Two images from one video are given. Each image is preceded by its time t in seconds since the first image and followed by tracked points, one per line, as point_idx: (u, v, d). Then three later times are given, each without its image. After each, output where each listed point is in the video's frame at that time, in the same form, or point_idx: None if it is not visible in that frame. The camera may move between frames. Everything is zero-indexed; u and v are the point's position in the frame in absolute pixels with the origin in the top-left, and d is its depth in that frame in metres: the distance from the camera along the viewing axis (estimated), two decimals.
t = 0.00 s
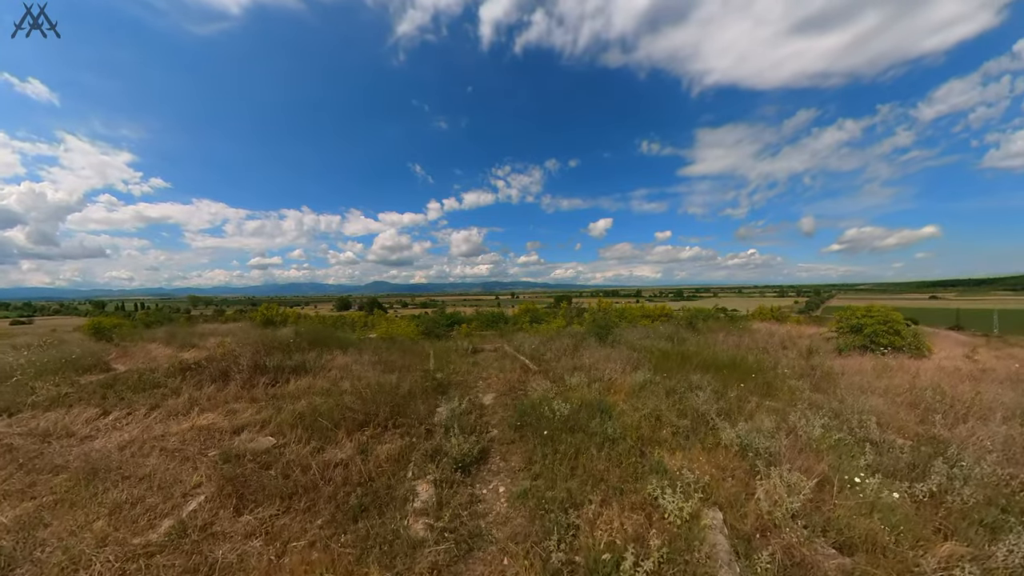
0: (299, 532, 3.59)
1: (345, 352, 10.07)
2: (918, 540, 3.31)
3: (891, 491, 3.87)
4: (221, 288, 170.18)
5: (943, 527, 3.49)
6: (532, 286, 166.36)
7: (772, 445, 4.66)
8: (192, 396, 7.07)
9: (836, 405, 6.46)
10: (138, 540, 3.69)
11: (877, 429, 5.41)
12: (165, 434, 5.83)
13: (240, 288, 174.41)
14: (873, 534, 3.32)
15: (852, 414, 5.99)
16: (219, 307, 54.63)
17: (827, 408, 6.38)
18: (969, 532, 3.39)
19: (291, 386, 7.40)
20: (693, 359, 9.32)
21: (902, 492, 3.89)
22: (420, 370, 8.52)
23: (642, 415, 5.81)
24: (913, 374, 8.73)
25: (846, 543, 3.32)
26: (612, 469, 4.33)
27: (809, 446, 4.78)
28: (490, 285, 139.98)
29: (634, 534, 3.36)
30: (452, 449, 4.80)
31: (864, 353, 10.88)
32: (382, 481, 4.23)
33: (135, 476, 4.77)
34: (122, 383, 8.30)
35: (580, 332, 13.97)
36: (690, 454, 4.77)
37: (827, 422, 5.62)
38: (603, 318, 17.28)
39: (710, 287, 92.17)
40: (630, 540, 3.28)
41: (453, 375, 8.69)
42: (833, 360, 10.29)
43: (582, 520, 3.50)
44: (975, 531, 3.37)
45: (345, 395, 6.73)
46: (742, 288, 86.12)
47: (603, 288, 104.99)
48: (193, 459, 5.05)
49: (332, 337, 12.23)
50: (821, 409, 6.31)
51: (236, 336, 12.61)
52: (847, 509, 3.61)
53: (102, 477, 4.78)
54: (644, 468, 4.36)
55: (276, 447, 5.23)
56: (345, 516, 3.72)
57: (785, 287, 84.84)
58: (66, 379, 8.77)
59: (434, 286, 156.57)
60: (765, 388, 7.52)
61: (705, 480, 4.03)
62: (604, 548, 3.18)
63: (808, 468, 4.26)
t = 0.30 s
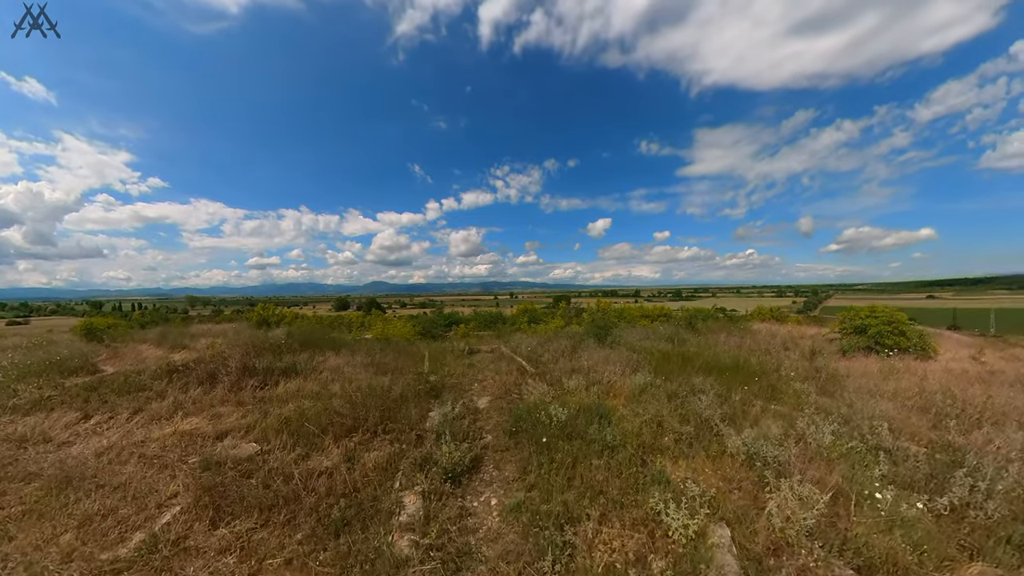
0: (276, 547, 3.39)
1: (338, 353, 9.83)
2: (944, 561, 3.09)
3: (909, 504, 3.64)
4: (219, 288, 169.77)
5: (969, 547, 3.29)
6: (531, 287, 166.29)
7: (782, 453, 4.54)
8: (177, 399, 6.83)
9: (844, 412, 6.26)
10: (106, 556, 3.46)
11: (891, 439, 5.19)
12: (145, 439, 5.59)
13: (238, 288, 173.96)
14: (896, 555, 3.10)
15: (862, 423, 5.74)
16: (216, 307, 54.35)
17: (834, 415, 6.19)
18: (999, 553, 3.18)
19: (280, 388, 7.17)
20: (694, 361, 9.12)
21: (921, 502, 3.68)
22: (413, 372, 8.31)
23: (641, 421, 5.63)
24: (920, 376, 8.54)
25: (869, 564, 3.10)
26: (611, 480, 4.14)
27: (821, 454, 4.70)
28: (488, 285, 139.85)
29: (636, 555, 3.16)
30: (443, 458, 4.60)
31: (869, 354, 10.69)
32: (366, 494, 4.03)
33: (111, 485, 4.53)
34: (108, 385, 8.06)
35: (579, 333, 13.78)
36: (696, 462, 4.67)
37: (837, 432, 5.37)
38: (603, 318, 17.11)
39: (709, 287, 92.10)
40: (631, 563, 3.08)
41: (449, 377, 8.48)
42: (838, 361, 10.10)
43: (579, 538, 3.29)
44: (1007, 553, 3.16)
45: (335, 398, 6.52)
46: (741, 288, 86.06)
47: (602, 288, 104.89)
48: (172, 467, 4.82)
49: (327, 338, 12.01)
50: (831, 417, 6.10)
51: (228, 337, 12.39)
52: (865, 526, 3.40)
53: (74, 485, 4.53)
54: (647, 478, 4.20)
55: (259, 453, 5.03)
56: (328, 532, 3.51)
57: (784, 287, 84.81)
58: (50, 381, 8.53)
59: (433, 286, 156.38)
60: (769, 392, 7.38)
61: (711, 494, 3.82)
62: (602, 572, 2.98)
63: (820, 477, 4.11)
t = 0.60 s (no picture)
0: None
1: (329, 357, 9.51)
2: None
3: (940, 532, 3.36)
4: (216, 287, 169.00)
5: None
6: (529, 287, 166.08)
7: (797, 470, 4.38)
8: (157, 406, 6.49)
9: (857, 428, 5.97)
10: None
11: (912, 456, 5.00)
12: (121, 451, 5.26)
13: (235, 288, 173.21)
14: None
15: (880, 436, 5.62)
16: (212, 307, 53.88)
17: (847, 430, 5.91)
18: None
19: (267, 395, 6.85)
20: (698, 366, 8.86)
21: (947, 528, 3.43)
22: (406, 377, 8.01)
23: (645, 433, 5.37)
24: (933, 383, 8.32)
25: None
26: (614, 505, 3.91)
27: (840, 470, 4.68)
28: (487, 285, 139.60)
29: None
30: (434, 475, 4.32)
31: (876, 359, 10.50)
32: (348, 517, 3.74)
33: (78, 503, 4.20)
34: (88, 391, 7.71)
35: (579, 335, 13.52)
36: (707, 479, 4.51)
37: (853, 448, 5.26)
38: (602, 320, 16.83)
39: (707, 287, 92.09)
40: None
41: (445, 383, 8.20)
42: (845, 366, 9.88)
43: (579, 570, 3.08)
44: None
45: (324, 405, 6.22)
46: (740, 288, 86.09)
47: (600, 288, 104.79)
48: (144, 484, 4.50)
49: (320, 341, 11.72)
50: (844, 430, 5.90)
51: (217, 339, 12.04)
52: (897, 558, 3.12)
53: (37, 503, 4.19)
54: (652, 499, 4.04)
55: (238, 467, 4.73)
56: (304, 561, 3.24)
57: (782, 288, 84.87)
58: (27, 386, 8.16)
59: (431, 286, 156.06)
60: (777, 400, 7.22)
61: (723, 519, 3.57)
62: None
63: (836, 497, 4.02)
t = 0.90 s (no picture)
0: None
1: (322, 363, 9.22)
2: None
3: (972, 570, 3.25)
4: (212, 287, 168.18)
5: None
6: (527, 287, 165.93)
7: (815, 492, 4.29)
8: (138, 418, 6.16)
9: (872, 445, 5.71)
10: None
11: (936, 476, 4.90)
12: (96, 469, 4.93)
13: (232, 288, 172.43)
14: None
15: (898, 451, 5.49)
16: (207, 308, 53.40)
17: (861, 446, 5.64)
18: None
19: (254, 405, 6.53)
20: (702, 373, 8.61)
21: (972, 565, 3.37)
22: (401, 385, 7.74)
23: (651, 449, 5.09)
24: (944, 390, 8.14)
25: None
26: (621, 535, 3.67)
27: (858, 491, 4.51)
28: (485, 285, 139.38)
29: None
30: (426, 496, 4.01)
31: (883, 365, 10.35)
32: (331, 546, 3.44)
33: (42, 529, 3.86)
34: (68, 400, 7.36)
35: (579, 338, 13.29)
36: (720, 501, 4.25)
37: (873, 466, 5.14)
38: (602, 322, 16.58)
39: (705, 288, 92.12)
40: None
41: (443, 391, 7.95)
42: (853, 372, 9.70)
43: None
44: None
45: (313, 416, 5.93)
46: (738, 288, 86.16)
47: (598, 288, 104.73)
48: (115, 507, 4.18)
49: (313, 345, 11.42)
50: (860, 445, 5.74)
51: (207, 343, 11.70)
52: None
53: None
54: (660, 525, 3.80)
55: (217, 488, 4.43)
56: None
57: (780, 288, 84.98)
58: (4, 394, 7.79)
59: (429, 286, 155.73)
60: (787, 410, 6.99)
61: (741, 549, 3.47)
62: None
63: (858, 522, 3.99)
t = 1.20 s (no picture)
0: None
1: (318, 365, 9.03)
2: None
3: None
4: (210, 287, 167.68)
5: None
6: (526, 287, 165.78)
7: (831, 500, 4.10)
8: (127, 423, 5.96)
9: (885, 450, 5.55)
10: None
11: (952, 482, 4.74)
12: (81, 478, 4.72)
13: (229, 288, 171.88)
14: None
15: (912, 456, 5.32)
16: (204, 308, 53.17)
17: (873, 450, 5.48)
18: None
19: (247, 410, 6.34)
20: (706, 375, 8.46)
21: None
22: (400, 388, 7.55)
23: (658, 455, 4.90)
24: (952, 392, 8.01)
25: None
26: (631, 548, 3.49)
27: (874, 500, 4.32)
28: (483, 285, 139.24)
29: None
30: (425, 508, 3.83)
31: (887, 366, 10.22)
32: (327, 563, 3.25)
33: (20, 544, 3.65)
34: (56, 403, 7.17)
35: (580, 339, 13.14)
36: (731, 510, 4.08)
37: (887, 473, 4.96)
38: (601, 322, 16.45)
39: (704, 287, 92.17)
40: None
41: (441, 394, 7.76)
42: (858, 374, 9.55)
43: None
44: None
45: (308, 421, 5.74)
46: (736, 288, 86.25)
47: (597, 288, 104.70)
48: (100, 520, 3.97)
49: (310, 347, 11.23)
50: (871, 449, 5.58)
51: (203, 344, 11.53)
52: None
53: None
54: (672, 537, 3.63)
55: (207, 499, 4.24)
56: None
57: (778, 288, 85.10)
58: None
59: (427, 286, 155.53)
60: (794, 413, 6.82)
61: (758, 562, 3.30)
62: None
63: (876, 533, 3.81)
